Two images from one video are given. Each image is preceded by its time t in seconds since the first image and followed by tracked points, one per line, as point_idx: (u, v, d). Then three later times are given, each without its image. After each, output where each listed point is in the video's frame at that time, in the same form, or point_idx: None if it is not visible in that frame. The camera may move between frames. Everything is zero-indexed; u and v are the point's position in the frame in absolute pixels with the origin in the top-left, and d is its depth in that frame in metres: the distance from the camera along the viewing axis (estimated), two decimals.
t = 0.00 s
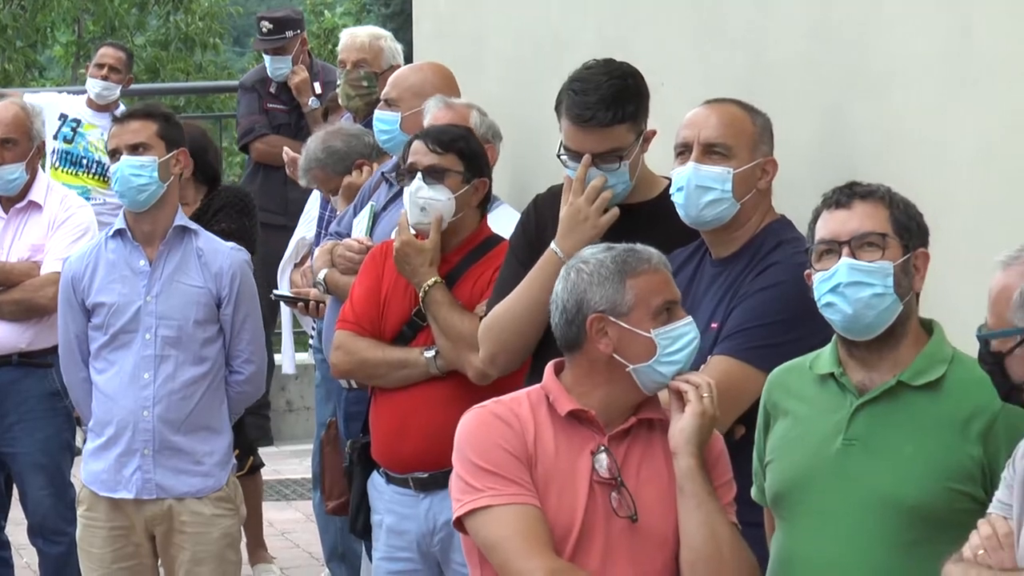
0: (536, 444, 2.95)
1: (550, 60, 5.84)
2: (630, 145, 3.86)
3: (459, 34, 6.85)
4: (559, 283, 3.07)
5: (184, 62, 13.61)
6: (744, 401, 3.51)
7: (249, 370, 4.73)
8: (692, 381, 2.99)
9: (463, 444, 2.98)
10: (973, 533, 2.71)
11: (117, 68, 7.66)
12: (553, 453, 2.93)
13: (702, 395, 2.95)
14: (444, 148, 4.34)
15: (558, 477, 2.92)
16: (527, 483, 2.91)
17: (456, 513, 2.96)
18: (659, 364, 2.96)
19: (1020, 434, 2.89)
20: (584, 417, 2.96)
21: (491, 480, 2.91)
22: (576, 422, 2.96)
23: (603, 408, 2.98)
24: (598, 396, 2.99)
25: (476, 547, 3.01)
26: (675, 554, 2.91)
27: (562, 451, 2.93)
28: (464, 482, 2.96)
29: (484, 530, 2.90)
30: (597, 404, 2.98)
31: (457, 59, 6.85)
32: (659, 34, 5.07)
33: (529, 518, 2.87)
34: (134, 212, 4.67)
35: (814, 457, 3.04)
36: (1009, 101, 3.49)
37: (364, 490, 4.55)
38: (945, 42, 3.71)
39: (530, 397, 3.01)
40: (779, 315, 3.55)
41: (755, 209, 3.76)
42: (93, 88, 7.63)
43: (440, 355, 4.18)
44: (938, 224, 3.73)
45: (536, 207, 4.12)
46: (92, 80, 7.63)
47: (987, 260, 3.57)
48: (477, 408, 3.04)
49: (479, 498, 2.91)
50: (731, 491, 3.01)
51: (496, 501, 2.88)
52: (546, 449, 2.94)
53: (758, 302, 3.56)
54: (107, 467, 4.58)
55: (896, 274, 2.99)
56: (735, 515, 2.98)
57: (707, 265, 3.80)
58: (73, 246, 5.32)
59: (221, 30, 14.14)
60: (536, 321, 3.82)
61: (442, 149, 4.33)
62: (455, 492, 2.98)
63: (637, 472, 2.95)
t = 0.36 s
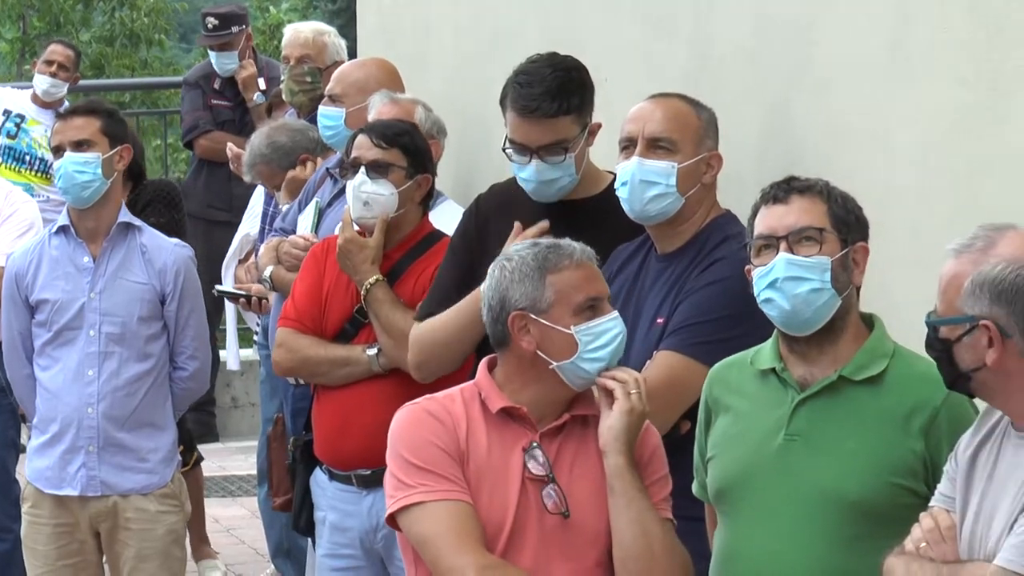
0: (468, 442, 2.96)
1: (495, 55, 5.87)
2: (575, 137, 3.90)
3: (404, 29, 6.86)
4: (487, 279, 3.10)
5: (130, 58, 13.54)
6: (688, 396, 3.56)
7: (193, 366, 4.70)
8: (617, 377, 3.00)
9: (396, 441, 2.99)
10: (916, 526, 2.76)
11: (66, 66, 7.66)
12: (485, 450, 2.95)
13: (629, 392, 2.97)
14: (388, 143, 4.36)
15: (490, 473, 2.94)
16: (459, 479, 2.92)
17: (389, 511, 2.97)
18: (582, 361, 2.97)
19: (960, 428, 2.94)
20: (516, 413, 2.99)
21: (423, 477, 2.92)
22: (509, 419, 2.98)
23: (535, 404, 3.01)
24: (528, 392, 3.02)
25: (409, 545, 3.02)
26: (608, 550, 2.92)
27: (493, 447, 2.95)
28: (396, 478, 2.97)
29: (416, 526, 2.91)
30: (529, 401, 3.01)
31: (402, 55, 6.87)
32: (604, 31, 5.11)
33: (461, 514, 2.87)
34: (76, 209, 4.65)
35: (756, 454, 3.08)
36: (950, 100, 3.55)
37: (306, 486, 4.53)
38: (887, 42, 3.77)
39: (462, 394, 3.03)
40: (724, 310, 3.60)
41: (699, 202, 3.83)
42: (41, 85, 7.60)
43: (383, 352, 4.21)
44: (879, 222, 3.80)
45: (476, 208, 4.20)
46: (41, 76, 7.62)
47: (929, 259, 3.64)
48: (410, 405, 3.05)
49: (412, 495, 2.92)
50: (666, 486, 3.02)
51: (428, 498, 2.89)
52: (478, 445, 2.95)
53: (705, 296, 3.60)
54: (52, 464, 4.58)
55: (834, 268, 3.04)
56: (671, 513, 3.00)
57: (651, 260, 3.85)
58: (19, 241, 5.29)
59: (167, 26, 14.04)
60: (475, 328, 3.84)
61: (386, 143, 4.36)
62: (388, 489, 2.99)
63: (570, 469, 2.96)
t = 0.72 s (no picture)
0: (389, 415, 3.06)
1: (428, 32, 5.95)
2: (508, 97, 4.10)
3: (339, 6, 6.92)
4: (413, 254, 3.20)
5: (67, 37, 13.39)
6: (616, 367, 3.68)
7: (129, 339, 4.75)
8: (536, 352, 3.10)
9: (318, 413, 3.08)
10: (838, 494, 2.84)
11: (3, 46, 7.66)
12: (405, 422, 3.05)
13: (547, 364, 3.07)
14: (318, 120, 4.45)
15: (410, 445, 3.04)
16: (379, 451, 3.02)
17: (312, 481, 3.07)
18: (501, 339, 3.08)
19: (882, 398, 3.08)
20: (437, 387, 3.09)
21: (344, 448, 3.02)
22: (429, 392, 3.09)
23: (457, 377, 3.12)
24: (450, 366, 3.13)
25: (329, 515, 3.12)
26: (525, 521, 3.04)
27: (414, 419, 3.06)
28: (318, 449, 3.06)
29: (335, 495, 3.01)
30: (449, 374, 3.12)
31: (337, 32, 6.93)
32: (537, 10, 5.22)
33: (380, 484, 2.98)
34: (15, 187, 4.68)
35: (681, 425, 3.21)
36: (869, 83, 3.69)
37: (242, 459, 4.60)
38: (809, 27, 3.91)
39: (385, 367, 3.13)
40: (651, 283, 3.72)
41: (629, 175, 3.95)
42: None
43: (315, 327, 4.31)
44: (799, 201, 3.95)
45: (418, 176, 4.25)
46: None
47: (842, 234, 3.79)
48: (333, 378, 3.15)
49: (332, 465, 3.02)
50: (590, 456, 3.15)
51: (348, 469, 2.99)
52: (398, 418, 3.06)
53: (637, 268, 3.73)
54: None
55: (755, 243, 3.16)
56: (590, 485, 3.12)
57: (581, 236, 3.97)
58: None
59: (104, 5, 13.76)
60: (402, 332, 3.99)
61: (316, 121, 4.44)
62: (311, 460, 3.09)
63: (491, 441, 3.07)
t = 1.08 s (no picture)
0: (311, 403, 3.15)
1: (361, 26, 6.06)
2: (433, 78, 4.44)
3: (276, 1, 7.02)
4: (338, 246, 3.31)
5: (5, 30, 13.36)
6: (547, 352, 3.82)
7: (71, 330, 4.86)
8: (455, 342, 3.20)
9: (242, 401, 3.16)
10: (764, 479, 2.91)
11: None
12: (326, 410, 3.15)
13: (465, 355, 3.17)
14: (253, 115, 4.55)
15: (330, 433, 3.13)
16: (300, 438, 3.11)
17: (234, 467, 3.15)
18: (421, 330, 3.18)
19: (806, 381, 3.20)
20: (358, 377, 3.19)
21: (265, 435, 3.10)
22: (350, 382, 3.19)
23: (379, 368, 3.22)
24: (371, 357, 3.23)
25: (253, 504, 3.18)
26: (444, 510, 3.13)
27: (335, 408, 3.15)
28: (241, 437, 3.14)
29: (255, 481, 3.08)
30: (370, 365, 3.22)
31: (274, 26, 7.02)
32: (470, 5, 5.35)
33: (299, 470, 3.06)
34: None
35: (609, 415, 3.27)
36: (787, 75, 3.85)
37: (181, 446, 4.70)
38: (731, 21, 4.06)
39: (308, 358, 3.23)
40: (579, 273, 3.87)
41: (557, 167, 4.09)
42: None
43: (251, 317, 4.40)
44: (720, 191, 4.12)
45: (356, 168, 4.46)
46: None
47: (761, 223, 3.96)
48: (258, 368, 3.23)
49: (253, 451, 3.10)
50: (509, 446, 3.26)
51: (268, 455, 3.07)
52: (319, 406, 3.15)
53: (567, 257, 3.87)
54: None
55: (679, 233, 3.28)
56: (508, 474, 3.21)
57: (513, 228, 4.10)
58: None
59: None
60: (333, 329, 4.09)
61: (251, 115, 4.55)
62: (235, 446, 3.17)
63: (411, 431, 3.17)
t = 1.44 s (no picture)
0: (259, 378, 3.23)
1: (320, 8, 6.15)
2: (389, 58, 4.58)
3: None
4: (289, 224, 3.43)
5: None
6: (506, 327, 3.94)
7: (40, 306, 4.94)
8: (382, 318, 3.21)
9: (195, 377, 3.24)
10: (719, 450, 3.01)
11: None
12: (275, 385, 3.23)
13: (393, 332, 3.19)
14: (217, 95, 4.62)
15: (278, 407, 3.21)
16: (249, 413, 3.19)
17: (186, 441, 3.24)
18: (355, 308, 3.26)
19: (758, 354, 3.30)
20: (307, 353, 3.28)
21: (214, 408, 3.18)
22: (299, 357, 3.28)
23: (326, 347, 3.30)
24: (318, 335, 3.32)
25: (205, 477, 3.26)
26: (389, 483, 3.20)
27: (284, 383, 3.23)
28: (192, 411, 3.23)
29: (205, 454, 3.17)
30: (319, 342, 3.31)
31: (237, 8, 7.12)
32: None
33: (246, 443, 3.14)
34: None
35: (567, 387, 3.38)
36: (739, 56, 3.96)
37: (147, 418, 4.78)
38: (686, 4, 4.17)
39: (260, 336, 3.32)
40: (537, 249, 3.98)
41: (516, 145, 4.21)
42: None
43: (216, 291, 4.49)
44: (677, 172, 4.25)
45: (316, 146, 4.60)
46: None
47: (716, 204, 4.09)
48: (211, 345, 3.31)
49: (202, 424, 3.18)
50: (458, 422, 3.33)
51: (216, 428, 3.15)
52: (267, 381, 3.23)
53: (525, 233, 3.99)
54: None
55: (636, 211, 3.40)
56: (453, 449, 3.27)
57: (472, 204, 4.20)
58: None
59: None
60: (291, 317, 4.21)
61: (215, 96, 4.62)
62: (188, 420, 3.26)
63: (357, 406, 3.25)
